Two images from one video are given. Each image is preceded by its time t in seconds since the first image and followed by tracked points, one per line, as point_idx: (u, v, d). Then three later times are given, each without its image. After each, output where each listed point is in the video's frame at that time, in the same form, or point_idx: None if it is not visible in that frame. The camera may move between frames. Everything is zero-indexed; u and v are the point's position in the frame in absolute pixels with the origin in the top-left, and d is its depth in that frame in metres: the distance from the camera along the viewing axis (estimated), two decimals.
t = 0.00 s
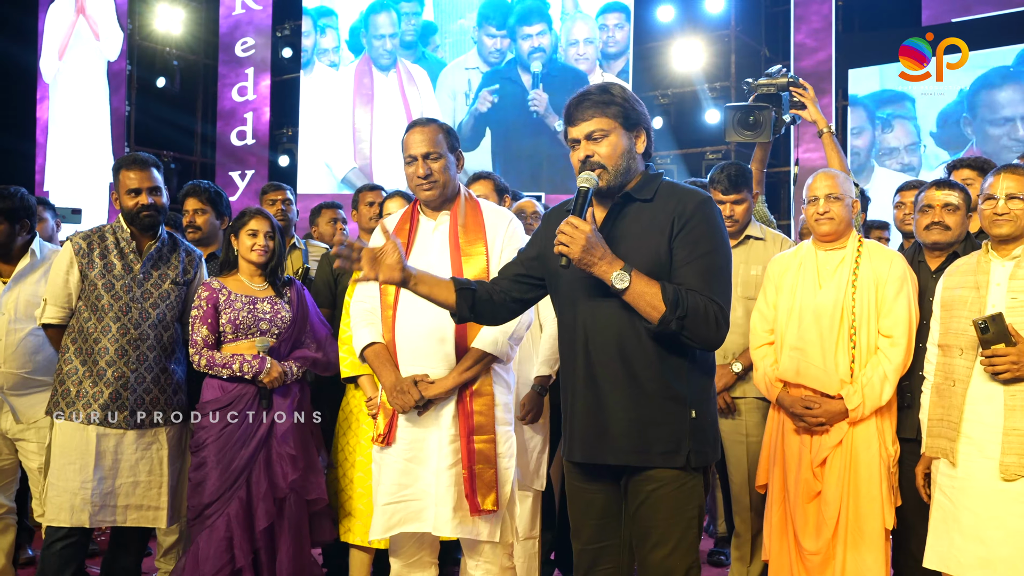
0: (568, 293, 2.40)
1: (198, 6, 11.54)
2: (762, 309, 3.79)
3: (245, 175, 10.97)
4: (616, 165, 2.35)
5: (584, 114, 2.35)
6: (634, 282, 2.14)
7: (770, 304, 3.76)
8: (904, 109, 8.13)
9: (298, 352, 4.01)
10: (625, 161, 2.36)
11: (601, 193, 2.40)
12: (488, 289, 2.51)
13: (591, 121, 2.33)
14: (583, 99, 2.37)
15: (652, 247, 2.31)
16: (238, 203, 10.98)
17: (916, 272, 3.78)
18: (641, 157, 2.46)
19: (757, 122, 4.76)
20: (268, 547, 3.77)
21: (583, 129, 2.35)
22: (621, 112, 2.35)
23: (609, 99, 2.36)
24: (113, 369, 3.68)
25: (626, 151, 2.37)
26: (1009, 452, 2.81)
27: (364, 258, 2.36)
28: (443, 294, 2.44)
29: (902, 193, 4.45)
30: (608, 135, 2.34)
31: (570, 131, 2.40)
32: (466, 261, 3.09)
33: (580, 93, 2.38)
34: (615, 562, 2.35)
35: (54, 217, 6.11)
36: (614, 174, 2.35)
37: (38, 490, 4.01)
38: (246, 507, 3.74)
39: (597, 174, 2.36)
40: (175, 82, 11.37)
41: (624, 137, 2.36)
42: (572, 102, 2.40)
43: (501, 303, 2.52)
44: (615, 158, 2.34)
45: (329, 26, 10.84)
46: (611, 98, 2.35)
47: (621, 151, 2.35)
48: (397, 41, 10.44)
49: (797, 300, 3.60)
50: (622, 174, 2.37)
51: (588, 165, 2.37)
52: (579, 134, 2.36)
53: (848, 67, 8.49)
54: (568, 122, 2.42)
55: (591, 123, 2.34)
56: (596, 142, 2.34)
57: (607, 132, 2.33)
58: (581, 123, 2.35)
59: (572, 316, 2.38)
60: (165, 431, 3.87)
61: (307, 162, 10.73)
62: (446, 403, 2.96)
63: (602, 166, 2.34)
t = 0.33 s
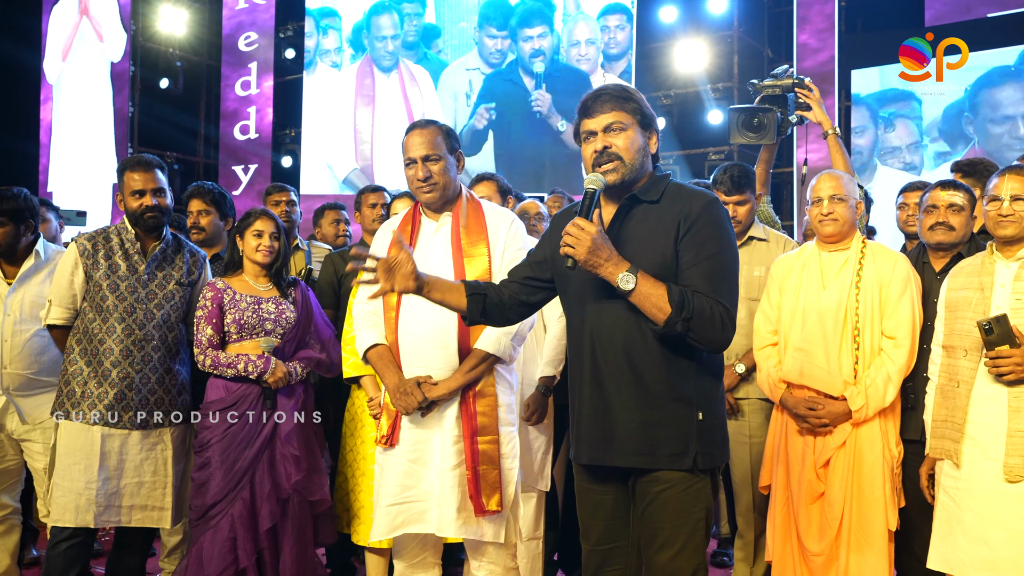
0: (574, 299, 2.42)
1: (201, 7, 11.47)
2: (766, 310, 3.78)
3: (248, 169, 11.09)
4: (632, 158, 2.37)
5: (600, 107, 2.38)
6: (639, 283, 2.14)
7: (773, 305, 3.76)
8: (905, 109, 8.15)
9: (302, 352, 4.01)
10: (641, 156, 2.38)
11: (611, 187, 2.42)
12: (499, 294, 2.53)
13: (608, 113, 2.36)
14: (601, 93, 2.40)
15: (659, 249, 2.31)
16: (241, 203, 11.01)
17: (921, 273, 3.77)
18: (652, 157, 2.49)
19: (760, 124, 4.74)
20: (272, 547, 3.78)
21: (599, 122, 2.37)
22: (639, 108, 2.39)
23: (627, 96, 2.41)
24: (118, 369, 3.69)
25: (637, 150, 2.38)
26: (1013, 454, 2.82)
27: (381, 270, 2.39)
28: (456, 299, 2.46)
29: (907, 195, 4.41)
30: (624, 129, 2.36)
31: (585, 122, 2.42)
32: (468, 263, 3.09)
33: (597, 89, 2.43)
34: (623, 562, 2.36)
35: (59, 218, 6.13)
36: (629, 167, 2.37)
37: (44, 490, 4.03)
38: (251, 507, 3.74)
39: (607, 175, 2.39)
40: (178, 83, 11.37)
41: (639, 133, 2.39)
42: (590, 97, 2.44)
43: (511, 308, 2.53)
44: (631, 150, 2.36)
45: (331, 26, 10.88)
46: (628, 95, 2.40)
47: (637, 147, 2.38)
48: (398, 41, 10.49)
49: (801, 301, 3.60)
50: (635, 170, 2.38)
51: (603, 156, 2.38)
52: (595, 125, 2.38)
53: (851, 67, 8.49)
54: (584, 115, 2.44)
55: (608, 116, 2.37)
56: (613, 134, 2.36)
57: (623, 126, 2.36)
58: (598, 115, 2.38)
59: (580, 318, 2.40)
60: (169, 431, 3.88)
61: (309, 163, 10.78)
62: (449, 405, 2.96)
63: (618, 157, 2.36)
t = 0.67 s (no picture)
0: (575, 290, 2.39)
1: (202, 6, 11.43)
2: (767, 308, 3.77)
3: (249, 160, 11.15)
4: (642, 151, 2.36)
5: (609, 100, 2.38)
6: (653, 273, 2.13)
7: (775, 302, 3.75)
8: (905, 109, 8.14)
9: (304, 351, 4.01)
10: (649, 151, 2.38)
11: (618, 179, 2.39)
12: (497, 274, 2.51)
13: (616, 108, 2.36)
14: (612, 86, 2.40)
15: (667, 241, 2.30)
16: (242, 202, 11.01)
17: (921, 271, 3.77)
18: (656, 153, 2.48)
19: (763, 122, 4.74)
20: (273, 547, 3.78)
21: (609, 114, 2.36)
22: (647, 105, 2.40)
23: (636, 92, 2.42)
24: (118, 368, 3.69)
25: (645, 144, 2.38)
26: (1015, 451, 2.81)
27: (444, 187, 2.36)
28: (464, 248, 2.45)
29: (907, 192, 4.41)
30: (633, 123, 2.36)
31: (595, 114, 2.40)
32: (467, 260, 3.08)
33: (605, 82, 2.42)
34: (628, 561, 2.35)
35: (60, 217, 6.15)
36: (638, 160, 2.35)
37: (44, 489, 4.03)
38: (252, 506, 3.74)
39: (618, 166, 2.35)
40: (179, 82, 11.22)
41: (647, 129, 2.40)
42: (598, 89, 2.43)
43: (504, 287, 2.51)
44: (641, 144, 2.36)
45: (331, 25, 10.86)
46: (637, 90, 2.41)
47: (646, 141, 2.38)
48: (397, 39, 10.49)
49: (802, 298, 3.60)
50: (644, 164, 2.37)
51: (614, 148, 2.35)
52: (605, 118, 2.37)
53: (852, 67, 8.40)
54: (592, 107, 2.43)
55: (617, 109, 2.36)
56: (623, 127, 2.36)
57: (631, 121, 2.36)
58: (607, 108, 2.37)
59: (584, 311, 2.36)
60: (169, 430, 3.87)
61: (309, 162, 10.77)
62: (449, 402, 2.95)
63: (629, 151, 2.34)
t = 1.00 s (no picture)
0: (575, 285, 2.37)
1: (200, 6, 11.43)
2: (765, 307, 3.77)
3: (248, 153, 11.16)
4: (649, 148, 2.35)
5: (614, 98, 2.36)
6: (666, 270, 2.13)
7: (773, 302, 3.74)
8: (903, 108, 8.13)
9: (303, 351, 4.00)
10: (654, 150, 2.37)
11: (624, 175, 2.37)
12: (494, 261, 2.51)
13: (618, 106, 2.35)
14: (618, 84, 2.39)
15: (674, 239, 2.30)
16: (240, 202, 11.01)
17: (919, 271, 3.76)
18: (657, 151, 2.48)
19: (760, 123, 4.74)
20: (271, 547, 3.77)
21: (617, 111, 2.34)
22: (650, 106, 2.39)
23: (640, 91, 2.42)
24: (115, 368, 3.68)
25: (649, 143, 2.37)
26: (1013, 451, 2.81)
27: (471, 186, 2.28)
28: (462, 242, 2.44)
29: (904, 192, 4.42)
30: (640, 122, 2.35)
31: (601, 111, 2.38)
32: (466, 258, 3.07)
33: (611, 80, 2.41)
34: (625, 560, 2.34)
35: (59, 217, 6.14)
36: (645, 157, 2.33)
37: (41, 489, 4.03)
38: (250, 507, 3.73)
39: (627, 162, 2.32)
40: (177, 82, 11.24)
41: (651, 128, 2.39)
42: (604, 86, 2.41)
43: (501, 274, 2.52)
44: (649, 142, 2.35)
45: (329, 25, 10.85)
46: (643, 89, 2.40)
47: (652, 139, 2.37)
48: (395, 39, 10.50)
49: (800, 297, 3.59)
50: (649, 162, 2.36)
51: (620, 145, 2.33)
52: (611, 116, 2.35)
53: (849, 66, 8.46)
54: (596, 104, 2.41)
55: (623, 107, 2.35)
56: (632, 125, 2.34)
57: (638, 119, 2.35)
58: (609, 108, 2.36)
59: (586, 305, 2.33)
60: (166, 430, 3.87)
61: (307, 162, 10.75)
62: (447, 400, 2.95)
63: (637, 147, 2.32)
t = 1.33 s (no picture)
0: (576, 289, 2.36)
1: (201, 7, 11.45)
2: (765, 308, 3.77)
3: (248, 147, 11.16)
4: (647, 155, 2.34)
5: (615, 102, 2.35)
6: (675, 274, 2.14)
7: (773, 303, 3.74)
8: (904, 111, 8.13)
9: (304, 353, 4.01)
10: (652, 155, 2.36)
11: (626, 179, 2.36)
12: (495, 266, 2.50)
13: (618, 111, 2.34)
14: (618, 88, 2.38)
15: (676, 243, 2.31)
16: (240, 203, 11.01)
17: (921, 272, 3.76)
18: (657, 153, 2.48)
19: (758, 125, 4.74)
20: (271, 548, 3.77)
21: (619, 115, 2.34)
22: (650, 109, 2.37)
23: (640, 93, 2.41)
24: (115, 368, 3.68)
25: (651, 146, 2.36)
26: (1013, 452, 2.81)
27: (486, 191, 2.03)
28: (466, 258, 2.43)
29: (905, 193, 4.41)
30: (641, 126, 2.35)
31: (602, 115, 2.37)
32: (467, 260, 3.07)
33: (611, 82, 2.40)
34: (623, 560, 2.34)
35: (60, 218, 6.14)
36: (646, 162, 2.33)
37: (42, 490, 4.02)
38: (250, 508, 3.73)
39: (631, 166, 2.31)
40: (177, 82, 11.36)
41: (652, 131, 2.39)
42: (603, 89, 2.40)
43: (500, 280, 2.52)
44: (650, 145, 2.34)
45: (328, 26, 10.91)
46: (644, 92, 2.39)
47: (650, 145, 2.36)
48: (394, 40, 10.53)
49: (800, 298, 3.59)
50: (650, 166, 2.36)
51: (624, 149, 2.32)
52: (609, 124, 2.34)
53: (850, 67, 8.41)
54: (596, 109, 2.39)
55: (625, 111, 2.34)
56: (635, 129, 2.34)
57: (638, 124, 2.34)
58: (609, 112, 2.35)
59: (589, 307, 2.32)
60: (167, 431, 3.87)
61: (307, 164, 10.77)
62: (448, 400, 2.95)
63: (639, 152, 2.32)
